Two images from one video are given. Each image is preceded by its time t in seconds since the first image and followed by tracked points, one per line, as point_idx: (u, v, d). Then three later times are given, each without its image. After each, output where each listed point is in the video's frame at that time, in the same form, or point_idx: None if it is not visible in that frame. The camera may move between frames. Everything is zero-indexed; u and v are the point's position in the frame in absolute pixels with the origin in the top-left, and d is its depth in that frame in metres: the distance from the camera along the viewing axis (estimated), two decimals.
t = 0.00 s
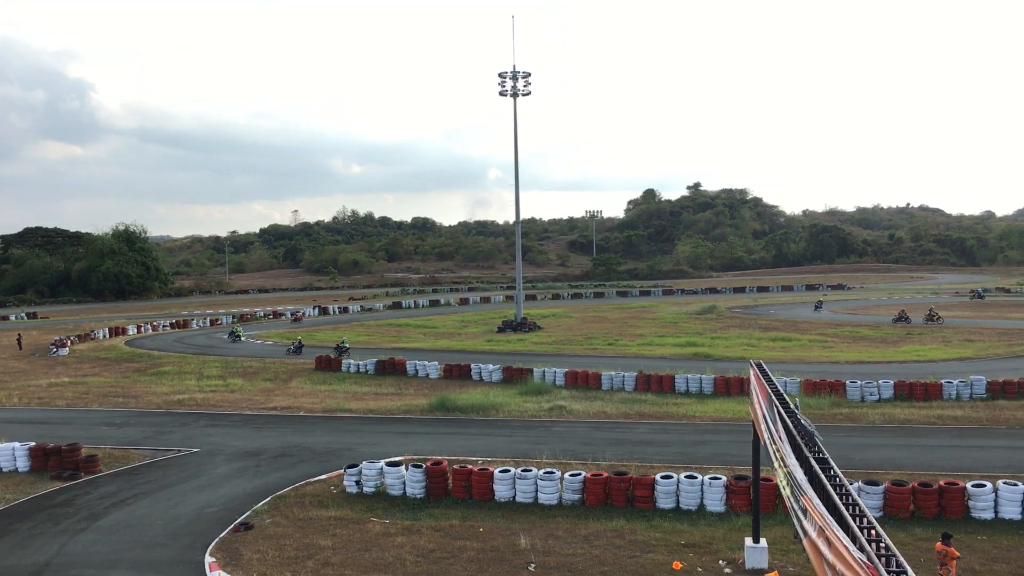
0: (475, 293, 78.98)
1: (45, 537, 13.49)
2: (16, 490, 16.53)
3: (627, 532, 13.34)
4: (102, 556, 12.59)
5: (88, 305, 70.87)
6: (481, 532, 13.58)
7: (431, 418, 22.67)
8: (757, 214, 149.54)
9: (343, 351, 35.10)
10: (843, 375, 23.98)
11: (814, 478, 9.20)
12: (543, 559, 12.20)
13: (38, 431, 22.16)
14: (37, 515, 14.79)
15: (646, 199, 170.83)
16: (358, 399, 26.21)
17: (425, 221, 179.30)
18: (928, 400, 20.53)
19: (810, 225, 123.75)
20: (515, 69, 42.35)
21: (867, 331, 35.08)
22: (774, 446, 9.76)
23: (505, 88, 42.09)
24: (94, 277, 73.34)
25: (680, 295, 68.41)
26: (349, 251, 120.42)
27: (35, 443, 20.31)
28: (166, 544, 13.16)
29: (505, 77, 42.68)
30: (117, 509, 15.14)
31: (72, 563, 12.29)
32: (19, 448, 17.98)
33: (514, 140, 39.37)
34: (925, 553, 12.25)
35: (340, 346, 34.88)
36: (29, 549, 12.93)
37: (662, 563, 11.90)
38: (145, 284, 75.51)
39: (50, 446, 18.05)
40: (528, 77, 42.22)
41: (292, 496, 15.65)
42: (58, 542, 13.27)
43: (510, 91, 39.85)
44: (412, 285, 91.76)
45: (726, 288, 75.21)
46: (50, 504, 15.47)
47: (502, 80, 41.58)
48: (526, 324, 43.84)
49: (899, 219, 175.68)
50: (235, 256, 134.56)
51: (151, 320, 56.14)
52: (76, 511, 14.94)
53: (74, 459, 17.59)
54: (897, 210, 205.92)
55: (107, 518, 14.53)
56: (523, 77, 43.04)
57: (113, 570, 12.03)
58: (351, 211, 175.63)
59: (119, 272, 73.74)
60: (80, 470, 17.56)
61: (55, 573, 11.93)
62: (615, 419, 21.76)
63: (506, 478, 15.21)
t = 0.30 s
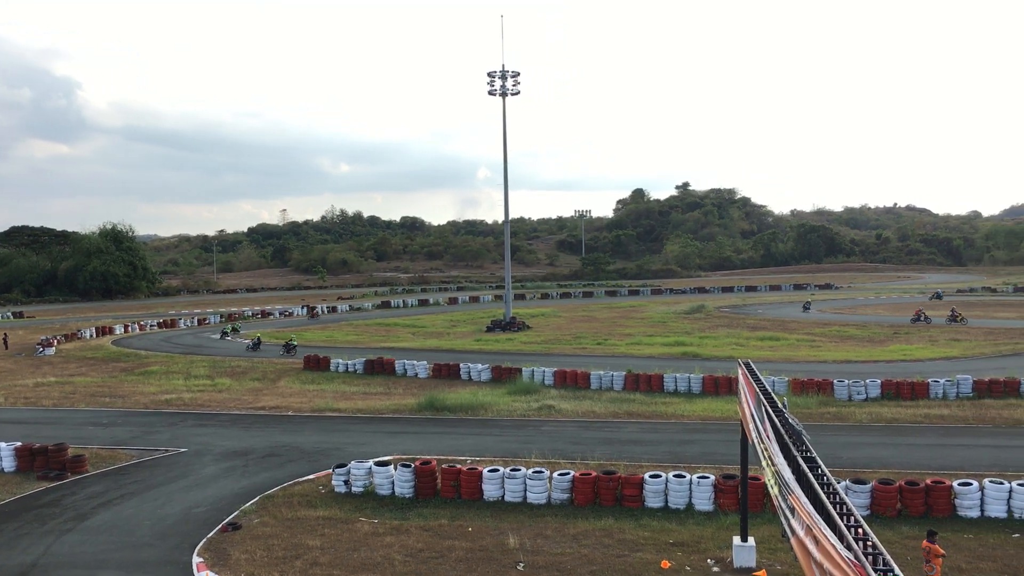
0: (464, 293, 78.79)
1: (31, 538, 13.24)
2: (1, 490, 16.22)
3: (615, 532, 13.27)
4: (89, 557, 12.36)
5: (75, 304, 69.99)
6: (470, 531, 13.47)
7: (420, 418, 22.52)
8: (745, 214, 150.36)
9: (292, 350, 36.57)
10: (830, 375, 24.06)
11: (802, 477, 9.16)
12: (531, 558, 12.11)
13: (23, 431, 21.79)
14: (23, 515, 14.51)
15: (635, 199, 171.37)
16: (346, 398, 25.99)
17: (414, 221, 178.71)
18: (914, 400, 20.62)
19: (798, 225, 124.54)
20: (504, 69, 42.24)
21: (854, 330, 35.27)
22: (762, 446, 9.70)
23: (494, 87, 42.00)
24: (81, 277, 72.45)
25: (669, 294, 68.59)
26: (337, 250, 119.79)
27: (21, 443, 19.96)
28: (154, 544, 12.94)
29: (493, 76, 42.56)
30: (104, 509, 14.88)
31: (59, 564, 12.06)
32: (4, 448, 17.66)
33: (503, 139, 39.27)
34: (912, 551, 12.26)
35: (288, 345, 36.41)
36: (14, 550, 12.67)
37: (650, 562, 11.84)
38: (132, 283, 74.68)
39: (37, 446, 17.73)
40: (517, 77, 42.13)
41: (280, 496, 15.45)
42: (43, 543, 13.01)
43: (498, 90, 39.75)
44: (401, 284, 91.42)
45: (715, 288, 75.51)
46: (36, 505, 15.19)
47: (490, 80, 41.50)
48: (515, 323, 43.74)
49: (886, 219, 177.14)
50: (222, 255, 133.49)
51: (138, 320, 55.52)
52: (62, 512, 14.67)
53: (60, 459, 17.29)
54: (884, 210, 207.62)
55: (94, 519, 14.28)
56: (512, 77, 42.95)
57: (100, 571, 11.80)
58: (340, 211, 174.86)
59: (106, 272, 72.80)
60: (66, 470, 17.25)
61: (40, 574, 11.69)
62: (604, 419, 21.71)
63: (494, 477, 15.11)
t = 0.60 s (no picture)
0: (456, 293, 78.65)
1: (20, 540, 13.01)
2: None
3: (606, 532, 13.20)
4: (77, 559, 12.16)
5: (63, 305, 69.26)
6: (461, 532, 13.36)
7: (411, 418, 22.38)
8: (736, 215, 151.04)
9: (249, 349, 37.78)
10: (820, 375, 24.13)
11: (792, 478, 9.10)
12: (522, 558, 12.03)
13: (11, 432, 21.46)
14: (11, 517, 14.27)
15: (625, 199, 171.77)
16: (337, 399, 25.79)
17: (404, 221, 178.24)
18: (904, 400, 20.69)
19: (788, 225, 125.19)
20: (495, 69, 42.16)
21: (845, 330, 35.45)
22: (753, 446, 9.64)
23: (484, 88, 41.92)
24: (70, 277, 71.68)
25: (660, 295, 68.70)
26: (328, 251, 119.22)
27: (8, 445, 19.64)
28: (144, 546, 12.74)
29: (484, 76, 42.48)
30: (93, 510, 14.65)
31: (47, 566, 11.85)
32: None
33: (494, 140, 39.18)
34: (901, 551, 12.27)
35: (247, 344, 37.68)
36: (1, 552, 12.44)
37: (641, 562, 11.79)
38: (121, 284, 74.00)
39: (25, 448, 17.45)
40: (508, 78, 42.08)
41: (271, 497, 15.29)
42: (32, 545, 12.78)
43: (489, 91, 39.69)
44: (392, 285, 91.18)
45: (706, 288, 75.72)
46: (25, 506, 14.93)
47: (481, 80, 41.47)
48: (506, 324, 43.66)
49: (876, 219, 178.44)
50: (212, 256, 132.49)
51: (128, 320, 55.04)
52: (51, 513, 14.44)
53: (49, 460, 17.02)
54: (874, 211, 208.93)
55: (83, 520, 14.06)
56: (502, 78, 42.90)
57: (89, 572, 11.61)
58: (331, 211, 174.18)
59: (95, 272, 72.10)
60: (55, 472, 17.00)
61: None
62: (594, 419, 21.67)
63: (485, 478, 15.00)
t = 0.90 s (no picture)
0: (442, 295, 78.42)
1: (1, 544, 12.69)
2: None
3: (593, 533, 13.11)
4: (61, 563, 11.86)
5: (46, 307, 68.16)
6: (448, 534, 13.21)
7: (398, 420, 22.16)
8: (721, 216, 152.03)
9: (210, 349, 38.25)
10: (806, 375, 24.24)
11: (778, 478, 9.03)
12: (509, 560, 11.89)
13: None
14: None
15: (612, 200, 172.35)
16: (323, 401, 25.50)
17: (391, 222, 177.64)
18: (889, 400, 20.82)
19: (774, 227, 126.16)
20: (481, 70, 42.08)
21: (830, 331, 35.71)
22: (739, 447, 9.55)
23: (471, 89, 41.83)
24: (54, 280, 70.54)
25: (646, 296, 68.93)
26: (314, 252, 118.47)
27: None
28: (128, 550, 12.47)
29: (470, 78, 42.37)
30: (77, 514, 14.33)
31: (29, 571, 11.55)
32: None
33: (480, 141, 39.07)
34: (885, 550, 12.28)
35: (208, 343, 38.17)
36: None
37: (627, 563, 11.71)
38: (106, 286, 73.02)
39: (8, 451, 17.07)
40: (494, 79, 42.00)
41: (256, 500, 15.04)
42: (14, 549, 12.47)
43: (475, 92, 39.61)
44: (378, 286, 90.69)
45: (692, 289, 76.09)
46: (7, 510, 14.58)
47: (467, 82, 41.40)
48: (493, 325, 43.55)
49: (860, 220, 180.42)
50: (197, 258, 131.11)
51: (112, 323, 54.28)
52: (35, 517, 14.11)
53: (33, 464, 16.67)
54: (859, 212, 211.04)
55: (67, 524, 13.75)
56: (489, 79, 42.80)
57: None
58: (317, 213, 173.19)
59: (80, 274, 70.94)
60: (39, 475, 16.64)
61: None
62: (581, 420, 21.59)
63: (472, 479, 14.85)
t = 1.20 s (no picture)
0: (420, 297, 77.86)
1: None
2: None
3: (571, 534, 12.96)
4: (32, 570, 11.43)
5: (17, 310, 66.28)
6: (426, 537, 12.97)
7: (376, 423, 21.81)
8: (698, 218, 153.40)
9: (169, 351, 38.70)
10: (783, 376, 24.42)
11: (755, 478, 8.95)
12: (488, 562, 11.69)
13: None
14: None
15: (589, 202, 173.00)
16: (301, 404, 25.04)
17: (368, 224, 176.25)
18: (864, 400, 21.01)
19: (750, 228, 127.55)
20: (459, 72, 41.85)
21: (806, 332, 36.07)
22: (715, 447, 9.49)
23: (448, 91, 41.59)
24: (25, 282, 68.57)
25: (624, 298, 69.14)
26: (291, 254, 116.93)
27: None
28: (102, 555, 12.07)
29: (448, 79, 42.13)
30: (50, 520, 13.85)
31: None
32: None
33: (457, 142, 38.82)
34: (860, 549, 12.27)
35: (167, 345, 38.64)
36: None
37: (606, 564, 11.59)
38: (79, 289, 71.23)
39: None
40: (471, 81, 41.79)
41: (232, 504, 14.66)
42: None
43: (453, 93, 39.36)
44: (355, 289, 89.80)
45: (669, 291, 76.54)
46: None
47: (444, 83, 41.17)
48: (471, 327, 43.31)
49: (835, 222, 183.25)
50: (173, 260, 128.62)
51: (85, 326, 52.94)
52: (6, 524, 13.62)
53: (5, 469, 16.12)
54: (834, 213, 214.20)
55: (41, 530, 13.29)
56: (466, 81, 42.57)
57: None
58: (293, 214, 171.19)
59: (53, 276, 69.08)
60: (11, 481, 16.09)
61: None
62: (559, 422, 21.45)
63: (450, 482, 14.61)
